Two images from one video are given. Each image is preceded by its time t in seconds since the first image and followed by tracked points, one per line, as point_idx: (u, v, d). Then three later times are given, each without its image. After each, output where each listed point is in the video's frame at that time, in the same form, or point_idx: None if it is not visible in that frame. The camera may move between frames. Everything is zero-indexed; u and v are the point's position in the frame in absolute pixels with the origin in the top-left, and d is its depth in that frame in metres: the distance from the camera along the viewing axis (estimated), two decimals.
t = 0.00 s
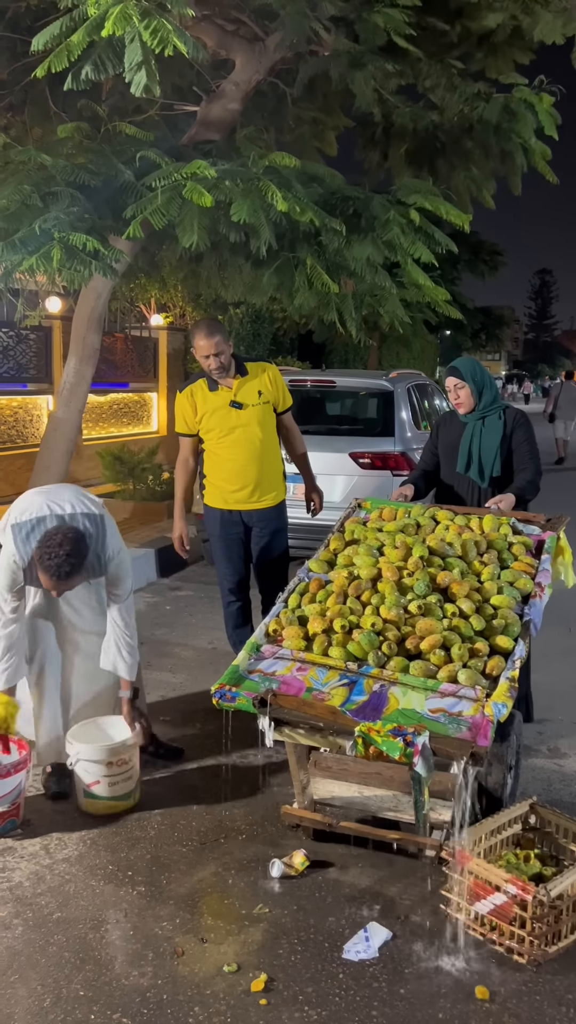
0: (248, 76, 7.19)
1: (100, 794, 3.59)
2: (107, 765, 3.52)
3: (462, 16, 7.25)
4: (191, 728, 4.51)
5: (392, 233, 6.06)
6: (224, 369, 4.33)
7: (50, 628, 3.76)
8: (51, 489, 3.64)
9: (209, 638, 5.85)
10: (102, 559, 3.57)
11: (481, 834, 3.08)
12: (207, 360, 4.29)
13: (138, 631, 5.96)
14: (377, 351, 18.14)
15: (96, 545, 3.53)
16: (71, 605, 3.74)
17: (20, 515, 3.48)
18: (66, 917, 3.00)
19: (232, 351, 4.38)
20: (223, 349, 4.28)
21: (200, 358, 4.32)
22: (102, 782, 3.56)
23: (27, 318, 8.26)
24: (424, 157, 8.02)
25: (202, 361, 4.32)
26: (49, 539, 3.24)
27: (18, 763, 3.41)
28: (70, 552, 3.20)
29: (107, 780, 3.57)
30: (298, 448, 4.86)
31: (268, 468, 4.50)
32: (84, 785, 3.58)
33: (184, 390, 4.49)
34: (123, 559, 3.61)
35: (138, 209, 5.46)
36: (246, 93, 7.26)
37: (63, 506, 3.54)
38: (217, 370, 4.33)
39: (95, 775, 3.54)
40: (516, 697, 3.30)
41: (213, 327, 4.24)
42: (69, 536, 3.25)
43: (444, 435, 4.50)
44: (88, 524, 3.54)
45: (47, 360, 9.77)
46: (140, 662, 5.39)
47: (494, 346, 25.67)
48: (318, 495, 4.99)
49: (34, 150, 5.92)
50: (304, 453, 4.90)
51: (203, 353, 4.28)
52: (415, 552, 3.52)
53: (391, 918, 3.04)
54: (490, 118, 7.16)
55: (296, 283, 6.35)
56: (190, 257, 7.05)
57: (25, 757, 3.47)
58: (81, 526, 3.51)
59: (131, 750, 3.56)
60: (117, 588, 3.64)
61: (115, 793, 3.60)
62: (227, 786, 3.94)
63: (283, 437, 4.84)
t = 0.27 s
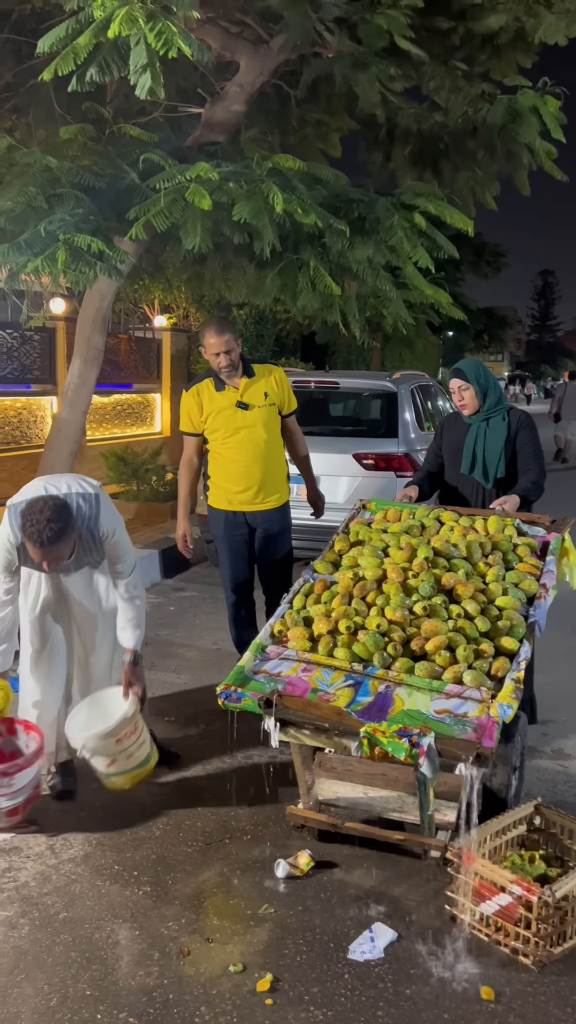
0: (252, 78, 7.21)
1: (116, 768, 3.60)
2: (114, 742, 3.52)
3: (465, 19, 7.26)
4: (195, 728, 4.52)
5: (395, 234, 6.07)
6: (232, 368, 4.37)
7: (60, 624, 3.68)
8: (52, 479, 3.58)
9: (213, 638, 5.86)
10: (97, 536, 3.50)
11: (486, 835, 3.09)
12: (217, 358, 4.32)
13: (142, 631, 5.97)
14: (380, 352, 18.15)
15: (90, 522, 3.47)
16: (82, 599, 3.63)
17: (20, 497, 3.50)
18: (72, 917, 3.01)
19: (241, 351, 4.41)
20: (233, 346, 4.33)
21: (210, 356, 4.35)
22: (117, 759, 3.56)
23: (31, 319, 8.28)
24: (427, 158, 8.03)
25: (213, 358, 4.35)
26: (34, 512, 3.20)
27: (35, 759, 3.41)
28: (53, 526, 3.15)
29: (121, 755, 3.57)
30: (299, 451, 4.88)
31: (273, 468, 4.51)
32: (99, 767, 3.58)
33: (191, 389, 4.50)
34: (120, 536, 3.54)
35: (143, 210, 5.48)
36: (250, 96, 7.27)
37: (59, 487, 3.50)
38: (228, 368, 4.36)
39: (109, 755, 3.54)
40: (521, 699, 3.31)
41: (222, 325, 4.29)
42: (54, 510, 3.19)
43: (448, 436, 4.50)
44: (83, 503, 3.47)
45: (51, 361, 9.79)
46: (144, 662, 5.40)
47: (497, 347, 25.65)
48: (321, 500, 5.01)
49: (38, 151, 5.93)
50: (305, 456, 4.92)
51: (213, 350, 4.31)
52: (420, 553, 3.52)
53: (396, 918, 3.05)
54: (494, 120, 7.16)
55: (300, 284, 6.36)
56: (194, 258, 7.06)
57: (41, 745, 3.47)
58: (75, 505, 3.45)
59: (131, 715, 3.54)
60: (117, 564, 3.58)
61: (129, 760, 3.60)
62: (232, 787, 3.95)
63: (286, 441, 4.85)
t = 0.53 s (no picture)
0: (253, 79, 7.22)
1: (68, 709, 3.62)
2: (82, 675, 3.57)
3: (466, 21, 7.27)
4: (196, 728, 4.53)
5: (396, 236, 6.08)
6: (242, 366, 4.37)
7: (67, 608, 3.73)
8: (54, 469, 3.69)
9: (214, 639, 5.86)
10: (97, 515, 3.59)
11: (488, 835, 3.09)
12: (228, 352, 4.32)
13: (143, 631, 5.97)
14: (381, 353, 18.15)
15: (87, 500, 3.56)
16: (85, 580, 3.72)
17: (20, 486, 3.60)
18: (74, 917, 3.02)
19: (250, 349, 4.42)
20: (244, 343, 4.35)
21: (221, 350, 4.35)
22: (74, 695, 3.60)
23: (32, 320, 8.28)
24: (428, 159, 8.04)
25: (224, 353, 4.35)
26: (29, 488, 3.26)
27: (46, 757, 3.47)
28: (48, 496, 3.19)
29: (80, 694, 3.61)
30: (299, 452, 4.88)
31: (275, 469, 4.52)
32: (53, 698, 3.60)
33: (194, 387, 4.49)
34: (119, 514, 3.63)
35: (144, 211, 5.49)
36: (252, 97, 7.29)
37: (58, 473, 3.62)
38: (240, 364, 4.36)
39: (70, 686, 3.57)
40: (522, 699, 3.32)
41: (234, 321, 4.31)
42: (47, 482, 3.26)
43: (449, 437, 4.51)
44: (80, 485, 3.59)
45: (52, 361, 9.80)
46: (145, 663, 5.40)
47: (497, 347, 25.64)
48: (320, 502, 5.01)
49: (40, 152, 5.94)
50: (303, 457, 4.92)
51: (224, 343, 4.31)
52: (421, 554, 3.53)
53: (397, 918, 3.05)
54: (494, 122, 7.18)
55: (301, 285, 6.37)
56: (195, 259, 7.07)
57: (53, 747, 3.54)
58: (72, 487, 3.57)
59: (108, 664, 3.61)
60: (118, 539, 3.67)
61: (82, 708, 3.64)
62: (232, 788, 3.94)
63: (286, 442, 4.85)
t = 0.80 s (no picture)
0: (252, 80, 7.23)
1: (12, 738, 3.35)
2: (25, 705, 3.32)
3: (465, 22, 7.29)
4: (194, 728, 4.53)
5: (394, 236, 6.09)
6: (246, 364, 4.38)
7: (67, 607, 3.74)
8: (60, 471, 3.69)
9: (212, 639, 5.86)
10: (94, 521, 3.53)
11: (485, 835, 3.10)
12: (233, 350, 4.33)
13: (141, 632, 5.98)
14: (379, 353, 18.16)
15: (86, 505, 3.51)
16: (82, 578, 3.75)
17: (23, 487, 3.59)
18: (72, 917, 3.02)
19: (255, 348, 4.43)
20: (249, 340, 4.37)
21: (225, 349, 4.35)
22: (15, 726, 3.33)
23: (30, 320, 8.28)
24: (426, 160, 8.05)
25: (229, 350, 4.35)
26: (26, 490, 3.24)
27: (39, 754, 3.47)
28: (45, 497, 3.17)
29: (21, 725, 3.34)
30: (294, 452, 4.86)
31: (273, 469, 4.53)
32: None
33: (195, 386, 4.49)
34: (117, 521, 3.56)
35: (142, 212, 5.49)
36: (250, 97, 7.30)
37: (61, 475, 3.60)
38: (245, 362, 4.37)
39: (10, 715, 3.31)
40: (520, 700, 3.32)
41: (239, 320, 4.33)
42: (46, 481, 3.25)
43: (447, 438, 4.52)
44: (82, 489, 3.55)
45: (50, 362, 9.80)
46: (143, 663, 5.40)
47: (495, 347, 25.65)
48: (315, 503, 5.01)
49: (38, 152, 5.95)
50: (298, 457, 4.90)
51: (230, 341, 4.32)
52: (420, 555, 3.53)
53: (395, 918, 3.06)
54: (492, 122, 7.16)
55: (300, 286, 6.38)
56: (193, 259, 7.07)
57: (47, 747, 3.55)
58: (73, 490, 3.53)
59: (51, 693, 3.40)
60: (109, 550, 3.59)
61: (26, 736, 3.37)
62: (230, 788, 3.95)
63: (283, 443, 4.84)
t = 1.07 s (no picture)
0: (245, 79, 7.23)
1: None
2: None
3: (458, 22, 7.31)
4: (188, 728, 4.53)
5: (388, 237, 6.10)
6: (241, 364, 4.38)
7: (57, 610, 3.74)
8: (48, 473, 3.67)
9: (205, 639, 5.86)
10: (80, 525, 3.50)
11: (478, 835, 3.10)
12: (227, 349, 4.32)
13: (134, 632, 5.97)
14: (373, 354, 18.16)
15: (71, 508, 3.48)
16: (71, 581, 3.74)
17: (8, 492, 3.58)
18: (65, 917, 3.01)
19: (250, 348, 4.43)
20: (243, 340, 4.34)
21: (221, 347, 4.34)
22: None
23: (23, 319, 8.26)
24: (420, 161, 8.06)
25: (224, 349, 4.34)
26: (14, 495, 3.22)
27: (33, 749, 3.51)
28: (29, 502, 3.16)
29: None
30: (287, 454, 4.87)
31: (266, 470, 4.53)
32: None
33: (190, 384, 4.49)
34: (103, 524, 3.54)
35: (135, 211, 5.49)
36: (244, 97, 7.30)
37: (48, 479, 3.59)
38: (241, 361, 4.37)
39: None
40: (513, 699, 3.32)
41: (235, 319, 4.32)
42: (30, 486, 3.23)
43: (441, 438, 4.52)
44: (68, 492, 3.54)
45: (43, 362, 9.78)
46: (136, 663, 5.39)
47: (489, 347, 25.67)
48: (308, 506, 5.02)
49: (31, 152, 5.94)
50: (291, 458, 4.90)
51: (225, 340, 4.31)
52: (412, 555, 3.53)
53: (388, 918, 3.06)
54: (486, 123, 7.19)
55: (293, 286, 6.38)
56: (187, 259, 7.07)
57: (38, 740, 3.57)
58: (59, 494, 3.51)
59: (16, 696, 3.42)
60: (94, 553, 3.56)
61: None
62: (223, 788, 3.94)
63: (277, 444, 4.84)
